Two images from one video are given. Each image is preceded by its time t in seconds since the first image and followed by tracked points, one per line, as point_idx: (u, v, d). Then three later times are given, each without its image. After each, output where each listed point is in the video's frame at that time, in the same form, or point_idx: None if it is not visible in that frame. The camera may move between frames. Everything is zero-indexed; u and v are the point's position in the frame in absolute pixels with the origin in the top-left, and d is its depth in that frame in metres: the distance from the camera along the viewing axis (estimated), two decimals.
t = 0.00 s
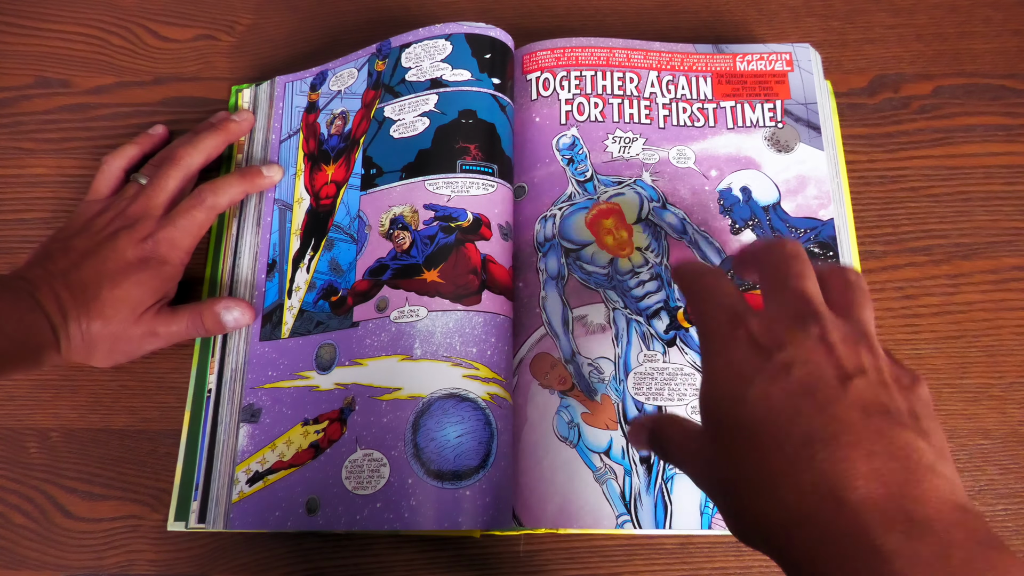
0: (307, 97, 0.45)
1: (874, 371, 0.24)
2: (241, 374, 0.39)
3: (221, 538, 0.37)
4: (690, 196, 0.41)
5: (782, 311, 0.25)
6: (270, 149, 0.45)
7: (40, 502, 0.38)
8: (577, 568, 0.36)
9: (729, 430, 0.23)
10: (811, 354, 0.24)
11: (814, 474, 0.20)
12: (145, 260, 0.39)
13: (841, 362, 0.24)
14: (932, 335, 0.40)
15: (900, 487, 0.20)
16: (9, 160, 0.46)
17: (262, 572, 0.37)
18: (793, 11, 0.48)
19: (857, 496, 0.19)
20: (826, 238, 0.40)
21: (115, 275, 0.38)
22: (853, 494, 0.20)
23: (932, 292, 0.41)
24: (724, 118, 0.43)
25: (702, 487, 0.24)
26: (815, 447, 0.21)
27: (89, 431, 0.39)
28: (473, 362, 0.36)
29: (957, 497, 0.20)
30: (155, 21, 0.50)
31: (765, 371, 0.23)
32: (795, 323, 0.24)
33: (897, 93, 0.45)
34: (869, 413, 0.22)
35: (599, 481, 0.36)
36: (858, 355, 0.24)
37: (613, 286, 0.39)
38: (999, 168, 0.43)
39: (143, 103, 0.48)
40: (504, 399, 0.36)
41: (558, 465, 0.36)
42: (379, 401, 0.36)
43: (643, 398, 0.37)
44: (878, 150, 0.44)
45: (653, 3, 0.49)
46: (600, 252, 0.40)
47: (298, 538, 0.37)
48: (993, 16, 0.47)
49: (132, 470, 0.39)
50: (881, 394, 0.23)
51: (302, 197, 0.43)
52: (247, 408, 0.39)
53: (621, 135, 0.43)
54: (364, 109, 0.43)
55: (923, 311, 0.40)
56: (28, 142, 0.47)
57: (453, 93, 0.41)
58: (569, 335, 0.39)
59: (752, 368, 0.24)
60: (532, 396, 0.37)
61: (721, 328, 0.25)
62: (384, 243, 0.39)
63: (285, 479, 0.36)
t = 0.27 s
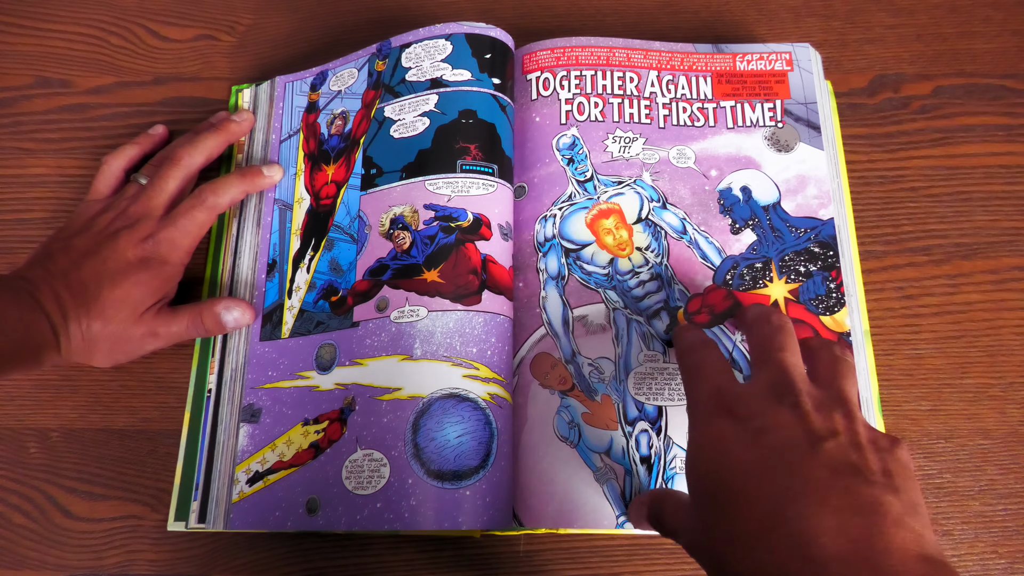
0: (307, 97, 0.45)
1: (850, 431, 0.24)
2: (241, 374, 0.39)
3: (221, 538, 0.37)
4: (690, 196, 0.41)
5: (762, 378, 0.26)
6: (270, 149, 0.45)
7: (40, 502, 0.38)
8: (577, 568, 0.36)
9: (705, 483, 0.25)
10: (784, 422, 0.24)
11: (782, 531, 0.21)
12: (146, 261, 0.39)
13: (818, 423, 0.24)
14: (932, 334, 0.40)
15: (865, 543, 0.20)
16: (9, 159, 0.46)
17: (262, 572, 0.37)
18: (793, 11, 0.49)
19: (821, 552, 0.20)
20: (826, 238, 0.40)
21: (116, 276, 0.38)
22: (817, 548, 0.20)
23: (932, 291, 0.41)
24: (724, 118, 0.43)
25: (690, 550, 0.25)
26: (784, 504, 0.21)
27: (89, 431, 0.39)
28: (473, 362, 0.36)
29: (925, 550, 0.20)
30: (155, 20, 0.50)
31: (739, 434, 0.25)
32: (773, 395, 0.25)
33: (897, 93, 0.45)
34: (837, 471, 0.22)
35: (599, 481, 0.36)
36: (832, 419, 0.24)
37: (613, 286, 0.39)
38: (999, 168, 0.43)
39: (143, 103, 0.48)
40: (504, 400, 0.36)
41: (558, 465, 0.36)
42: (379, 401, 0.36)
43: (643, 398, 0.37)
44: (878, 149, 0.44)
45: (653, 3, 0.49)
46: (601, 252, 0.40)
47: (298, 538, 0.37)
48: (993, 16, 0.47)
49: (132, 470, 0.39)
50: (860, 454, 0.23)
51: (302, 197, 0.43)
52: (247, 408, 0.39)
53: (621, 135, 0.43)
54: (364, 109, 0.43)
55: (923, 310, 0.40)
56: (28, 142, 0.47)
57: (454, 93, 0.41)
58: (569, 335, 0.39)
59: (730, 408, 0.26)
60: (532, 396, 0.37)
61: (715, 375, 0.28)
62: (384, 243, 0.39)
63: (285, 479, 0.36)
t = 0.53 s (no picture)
0: (307, 97, 0.45)
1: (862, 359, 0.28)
2: (241, 374, 0.39)
3: (221, 538, 0.37)
4: (690, 196, 0.41)
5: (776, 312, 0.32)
6: (270, 149, 0.45)
7: (40, 502, 0.38)
8: (577, 568, 0.36)
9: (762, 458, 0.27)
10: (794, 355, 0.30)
11: (862, 456, 0.22)
12: (146, 261, 0.39)
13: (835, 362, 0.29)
14: (932, 335, 0.40)
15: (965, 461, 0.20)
16: (9, 160, 0.46)
17: (262, 572, 0.37)
18: (793, 11, 0.49)
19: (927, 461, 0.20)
20: (826, 238, 0.40)
21: (117, 275, 0.38)
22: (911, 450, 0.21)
23: (932, 292, 0.41)
24: (724, 118, 0.43)
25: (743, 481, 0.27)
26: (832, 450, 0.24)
27: (89, 431, 0.39)
28: (473, 362, 0.36)
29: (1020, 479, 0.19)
30: (155, 21, 0.50)
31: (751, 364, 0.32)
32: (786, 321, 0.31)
33: (897, 93, 0.45)
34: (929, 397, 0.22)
35: (599, 481, 0.36)
36: (827, 320, 0.26)
37: (613, 286, 0.39)
38: (999, 168, 0.43)
39: (142, 103, 0.48)
40: (505, 399, 0.36)
41: (558, 465, 0.36)
42: (379, 401, 0.36)
43: (643, 398, 0.37)
44: (878, 150, 0.44)
45: (653, 3, 0.49)
46: (600, 252, 0.40)
47: (297, 538, 0.37)
48: (993, 16, 0.47)
49: (132, 470, 0.39)
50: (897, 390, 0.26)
51: (302, 197, 0.43)
52: (247, 408, 0.39)
53: (621, 135, 0.43)
54: (364, 109, 0.43)
55: (923, 311, 0.40)
56: (27, 142, 0.47)
57: (453, 93, 0.41)
58: (569, 335, 0.39)
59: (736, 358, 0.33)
60: (532, 396, 0.37)
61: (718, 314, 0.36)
62: (383, 243, 0.39)
63: (285, 479, 0.36)
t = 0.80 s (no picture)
0: (307, 97, 0.45)
1: (856, 276, 0.30)
2: (241, 375, 0.39)
3: (221, 538, 0.37)
4: (690, 196, 0.41)
5: (772, 243, 0.32)
6: (270, 149, 0.45)
7: (40, 502, 0.38)
8: (577, 568, 0.36)
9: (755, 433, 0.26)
10: (795, 272, 0.31)
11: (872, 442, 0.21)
12: (145, 260, 0.39)
13: (832, 280, 0.30)
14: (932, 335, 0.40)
15: (905, 396, 0.23)
16: (9, 160, 0.46)
17: (262, 572, 0.37)
18: (794, 10, 0.48)
19: (858, 411, 0.23)
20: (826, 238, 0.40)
21: (115, 275, 0.38)
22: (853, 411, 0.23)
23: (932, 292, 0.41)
24: (724, 118, 0.43)
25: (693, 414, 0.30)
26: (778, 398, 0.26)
27: (89, 431, 0.39)
28: (473, 362, 0.36)
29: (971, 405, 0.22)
30: (155, 21, 0.50)
31: (753, 297, 0.31)
32: (780, 251, 0.32)
33: (897, 93, 0.45)
34: (864, 323, 0.28)
35: (599, 481, 0.36)
36: (849, 268, 0.31)
37: (613, 286, 0.39)
38: (999, 168, 0.43)
39: (142, 103, 0.48)
40: (504, 399, 0.36)
41: (558, 465, 0.36)
42: (379, 401, 0.36)
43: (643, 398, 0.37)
44: (878, 150, 0.44)
45: (653, 3, 0.49)
46: (600, 251, 0.40)
47: (298, 538, 0.37)
48: (993, 16, 0.47)
49: (131, 470, 0.39)
50: (874, 304, 0.29)
51: (302, 197, 0.43)
52: (247, 408, 0.39)
53: (621, 135, 0.43)
54: (364, 109, 0.43)
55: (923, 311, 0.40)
56: (27, 142, 0.47)
57: (453, 93, 0.41)
58: (569, 335, 0.39)
59: (742, 301, 0.31)
60: (532, 396, 0.37)
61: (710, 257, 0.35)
62: (383, 243, 0.39)
63: (285, 479, 0.36)
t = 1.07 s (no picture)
0: (307, 98, 0.45)
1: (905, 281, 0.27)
2: (241, 375, 0.39)
3: (221, 539, 0.37)
4: (690, 196, 0.41)
5: (853, 253, 0.26)
6: (270, 149, 0.45)
7: (40, 502, 0.38)
8: (577, 568, 0.36)
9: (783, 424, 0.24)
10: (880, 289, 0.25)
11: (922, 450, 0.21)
12: (146, 260, 0.39)
13: (912, 305, 0.25)
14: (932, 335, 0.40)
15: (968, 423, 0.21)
16: (9, 159, 0.46)
17: (262, 572, 0.37)
18: (793, 10, 0.49)
19: (924, 431, 0.21)
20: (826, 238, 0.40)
21: (116, 275, 0.38)
22: (920, 428, 0.21)
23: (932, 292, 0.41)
24: (724, 118, 0.43)
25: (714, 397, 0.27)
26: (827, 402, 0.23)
27: (89, 431, 0.39)
28: (473, 362, 0.36)
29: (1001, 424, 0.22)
30: (155, 21, 0.50)
31: (835, 305, 0.25)
32: (866, 263, 0.26)
33: (897, 93, 0.45)
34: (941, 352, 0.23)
35: (599, 481, 0.36)
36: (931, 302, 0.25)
37: (613, 286, 0.39)
38: (999, 168, 0.43)
39: (143, 103, 0.48)
40: (505, 399, 0.36)
41: (559, 465, 0.36)
42: (380, 401, 0.36)
43: (643, 398, 0.37)
44: (878, 150, 0.44)
45: (653, 3, 0.49)
46: (601, 251, 0.40)
47: (297, 538, 0.37)
48: (993, 16, 0.47)
49: (132, 470, 0.39)
50: (947, 336, 0.24)
51: (302, 197, 0.43)
52: (247, 408, 0.38)
53: (621, 135, 0.43)
54: (364, 109, 0.43)
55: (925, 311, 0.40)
56: (28, 142, 0.47)
57: (453, 93, 0.41)
58: (569, 335, 0.39)
59: (822, 310, 0.25)
60: (532, 396, 0.37)
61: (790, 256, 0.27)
62: (384, 243, 0.39)
63: (285, 479, 0.36)
